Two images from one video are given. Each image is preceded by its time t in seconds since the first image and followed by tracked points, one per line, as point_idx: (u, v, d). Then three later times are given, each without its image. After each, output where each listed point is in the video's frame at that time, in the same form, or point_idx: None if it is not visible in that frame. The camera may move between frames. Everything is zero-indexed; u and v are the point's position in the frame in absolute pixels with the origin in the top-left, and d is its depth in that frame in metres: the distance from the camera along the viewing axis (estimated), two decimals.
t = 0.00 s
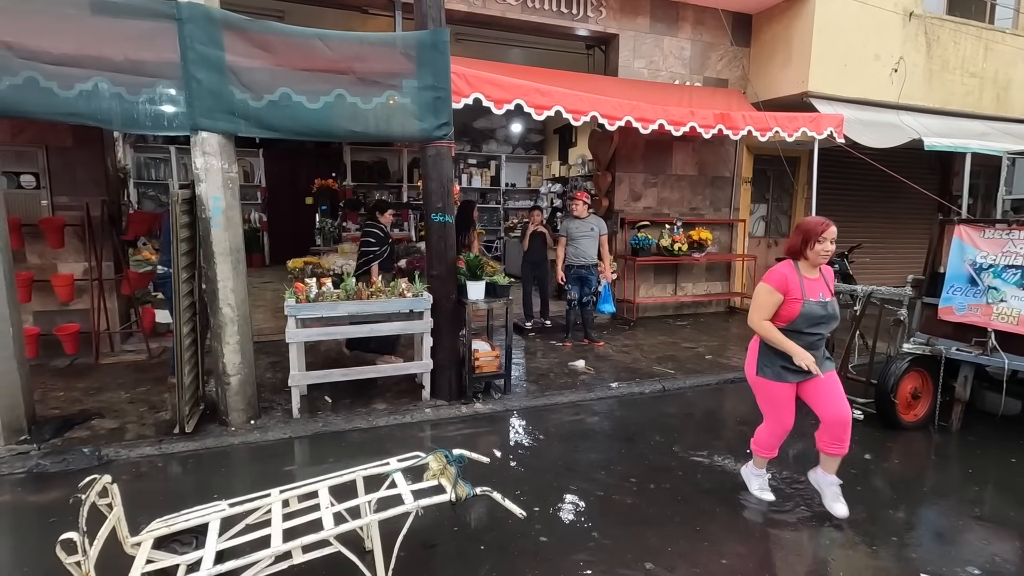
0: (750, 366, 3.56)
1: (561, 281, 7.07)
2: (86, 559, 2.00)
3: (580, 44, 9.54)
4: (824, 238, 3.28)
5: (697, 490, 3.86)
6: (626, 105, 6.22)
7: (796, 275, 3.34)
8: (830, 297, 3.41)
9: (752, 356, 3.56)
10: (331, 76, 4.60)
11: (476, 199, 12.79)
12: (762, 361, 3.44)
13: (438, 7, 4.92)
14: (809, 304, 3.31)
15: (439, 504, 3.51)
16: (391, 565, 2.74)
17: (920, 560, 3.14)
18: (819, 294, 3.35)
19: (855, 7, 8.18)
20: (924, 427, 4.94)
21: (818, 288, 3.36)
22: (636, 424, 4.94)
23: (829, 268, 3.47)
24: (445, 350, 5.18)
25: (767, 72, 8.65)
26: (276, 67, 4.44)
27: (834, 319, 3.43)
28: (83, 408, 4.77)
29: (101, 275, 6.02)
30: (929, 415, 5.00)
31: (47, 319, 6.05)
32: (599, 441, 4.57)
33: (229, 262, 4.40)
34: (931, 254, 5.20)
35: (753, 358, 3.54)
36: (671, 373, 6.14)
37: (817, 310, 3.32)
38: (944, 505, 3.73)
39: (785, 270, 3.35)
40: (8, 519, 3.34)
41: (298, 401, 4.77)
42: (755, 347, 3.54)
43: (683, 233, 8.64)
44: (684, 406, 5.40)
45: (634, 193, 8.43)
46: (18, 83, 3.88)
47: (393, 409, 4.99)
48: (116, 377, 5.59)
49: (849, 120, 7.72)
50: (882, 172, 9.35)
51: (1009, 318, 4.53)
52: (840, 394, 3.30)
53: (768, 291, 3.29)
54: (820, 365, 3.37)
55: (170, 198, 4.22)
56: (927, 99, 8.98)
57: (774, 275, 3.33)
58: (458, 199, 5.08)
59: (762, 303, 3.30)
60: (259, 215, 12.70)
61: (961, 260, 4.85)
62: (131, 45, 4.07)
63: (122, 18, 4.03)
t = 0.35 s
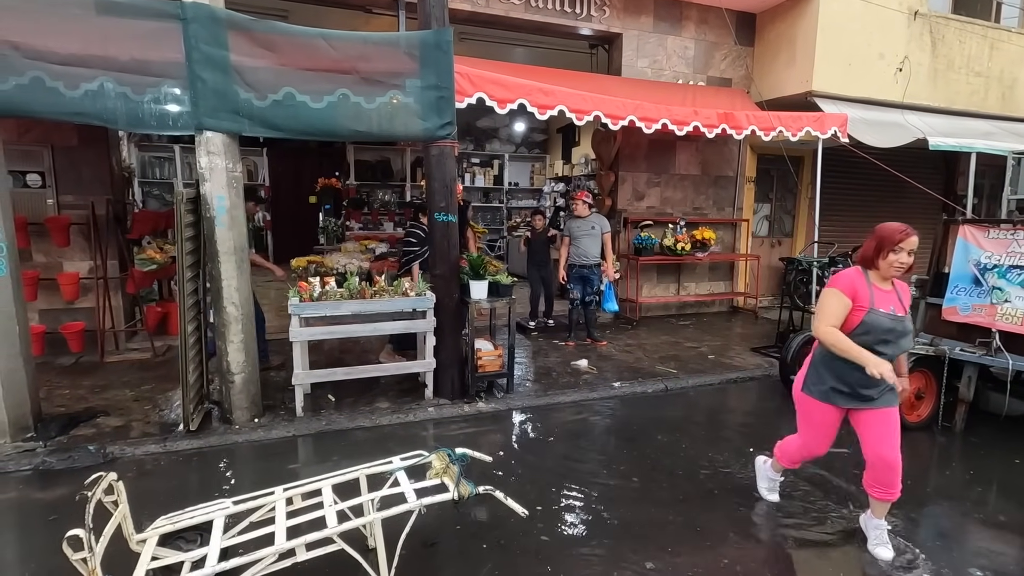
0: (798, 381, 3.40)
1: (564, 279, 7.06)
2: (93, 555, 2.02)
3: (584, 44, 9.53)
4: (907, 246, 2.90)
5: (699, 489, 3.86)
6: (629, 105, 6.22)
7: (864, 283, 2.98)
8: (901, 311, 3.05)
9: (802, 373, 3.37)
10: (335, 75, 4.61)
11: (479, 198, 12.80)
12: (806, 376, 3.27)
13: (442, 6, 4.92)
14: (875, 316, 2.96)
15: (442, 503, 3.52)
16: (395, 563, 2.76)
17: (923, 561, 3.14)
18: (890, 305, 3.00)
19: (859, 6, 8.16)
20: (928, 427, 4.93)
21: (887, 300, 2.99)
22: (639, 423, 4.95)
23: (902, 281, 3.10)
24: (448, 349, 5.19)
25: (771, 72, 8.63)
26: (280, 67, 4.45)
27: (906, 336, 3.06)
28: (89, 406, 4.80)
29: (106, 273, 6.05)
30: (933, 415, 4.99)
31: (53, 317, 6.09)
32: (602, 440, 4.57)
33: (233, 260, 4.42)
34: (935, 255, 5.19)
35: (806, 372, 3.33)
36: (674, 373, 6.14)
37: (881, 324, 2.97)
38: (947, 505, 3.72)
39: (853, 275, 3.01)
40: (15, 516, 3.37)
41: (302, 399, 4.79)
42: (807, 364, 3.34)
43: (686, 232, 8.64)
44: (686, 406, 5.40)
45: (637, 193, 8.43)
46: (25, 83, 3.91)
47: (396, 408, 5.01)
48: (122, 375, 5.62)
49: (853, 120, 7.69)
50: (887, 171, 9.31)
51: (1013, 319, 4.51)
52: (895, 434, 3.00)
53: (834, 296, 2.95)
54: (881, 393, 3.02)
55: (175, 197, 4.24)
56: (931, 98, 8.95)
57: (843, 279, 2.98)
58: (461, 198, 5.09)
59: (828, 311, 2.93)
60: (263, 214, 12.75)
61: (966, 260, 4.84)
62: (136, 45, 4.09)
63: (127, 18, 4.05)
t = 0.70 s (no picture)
0: (855, 403, 2.82)
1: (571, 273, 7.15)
2: (98, 552, 2.02)
3: (588, 42, 9.51)
4: (977, 253, 2.44)
5: (703, 489, 3.85)
6: (633, 103, 6.20)
7: (921, 289, 2.58)
8: (973, 322, 2.58)
9: (856, 393, 2.82)
10: (339, 74, 4.61)
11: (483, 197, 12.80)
12: (876, 393, 2.70)
13: (446, 5, 4.92)
14: (935, 328, 2.53)
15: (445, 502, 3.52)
16: (398, 561, 2.76)
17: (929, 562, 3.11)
18: (955, 315, 2.55)
19: (865, 4, 8.11)
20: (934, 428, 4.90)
21: (953, 309, 2.55)
22: (642, 422, 4.94)
23: (982, 287, 2.62)
24: (451, 348, 5.19)
25: (776, 70, 8.59)
26: (284, 65, 4.45)
27: (977, 350, 2.59)
28: (94, 403, 4.82)
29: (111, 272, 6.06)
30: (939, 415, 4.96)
31: (58, 316, 6.11)
32: (605, 440, 4.56)
33: (237, 259, 4.42)
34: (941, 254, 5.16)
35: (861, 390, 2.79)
36: (677, 372, 6.12)
37: (947, 338, 2.52)
38: (953, 507, 3.70)
39: (908, 281, 2.61)
40: (21, 513, 3.39)
41: (305, 397, 4.80)
42: (861, 382, 2.80)
43: (690, 231, 8.61)
44: (690, 405, 5.38)
45: (641, 192, 8.41)
46: (30, 82, 3.92)
47: (399, 407, 5.00)
48: (126, 373, 5.64)
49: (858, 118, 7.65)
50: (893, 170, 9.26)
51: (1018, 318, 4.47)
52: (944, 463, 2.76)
53: (871, 302, 2.63)
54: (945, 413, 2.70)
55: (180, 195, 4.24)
56: (938, 97, 8.90)
57: (891, 285, 2.62)
58: (465, 197, 5.09)
59: (857, 317, 2.66)
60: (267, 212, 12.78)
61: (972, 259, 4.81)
62: (140, 44, 4.10)
63: (132, 16, 4.06)
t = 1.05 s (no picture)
0: (926, 448, 2.33)
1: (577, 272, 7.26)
2: (102, 549, 2.03)
3: (591, 40, 9.49)
4: None
5: (707, 489, 3.83)
6: (637, 101, 6.18)
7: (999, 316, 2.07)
8: None
9: (928, 436, 2.32)
10: (343, 72, 4.60)
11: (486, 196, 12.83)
12: (955, 445, 2.20)
13: (449, 3, 4.91)
14: None
15: (448, 499, 3.53)
16: (402, 560, 2.75)
17: (935, 562, 3.10)
18: None
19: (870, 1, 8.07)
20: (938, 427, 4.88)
21: None
22: (645, 421, 4.93)
23: None
24: (454, 346, 5.19)
25: (781, 68, 8.56)
26: (288, 63, 4.45)
27: None
28: (99, 401, 4.84)
29: (115, 270, 6.08)
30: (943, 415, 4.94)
31: (63, 314, 6.14)
32: (609, 439, 4.56)
33: (241, 257, 4.43)
34: (946, 253, 5.14)
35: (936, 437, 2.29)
36: (681, 371, 6.11)
37: None
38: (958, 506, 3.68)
39: (975, 307, 2.10)
40: (26, 510, 3.40)
41: (308, 395, 4.81)
42: (934, 426, 2.29)
43: (693, 230, 8.59)
44: (693, 404, 5.37)
45: (644, 190, 8.39)
46: (35, 80, 3.93)
47: (402, 405, 5.01)
48: (131, 370, 5.66)
49: (863, 116, 7.61)
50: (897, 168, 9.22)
51: None
52: None
53: (941, 345, 2.10)
54: None
55: (183, 193, 4.25)
56: (943, 95, 8.85)
57: (955, 315, 2.09)
58: (468, 195, 5.08)
59: (924, 366, 2.12)
60: (271, 211, 12.83)
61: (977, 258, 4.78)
62: (145, 43, 4.11)
63: (136, 15, 4.06)
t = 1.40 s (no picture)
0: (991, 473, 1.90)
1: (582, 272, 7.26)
2: (106, 547, 2.03)
3: (595, 39, 9.46)
4: None
5: (711, 489, 3.82)
6: (641, 100, 6.16)
7: None
8: None
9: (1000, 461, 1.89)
10: (346, 70, 4.60)
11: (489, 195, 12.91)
12: (1012, 475, 1.78)
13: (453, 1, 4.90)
14: None
15: (452, 498, 3.53)
16: (405, 558, 2.75)
17: (940, 563, 3.09)
18: None
19: None
20: (943, 427, 4.86)
21: None
22: (649, 420, 4.92)
23: None
24: (457, 345, 5.18)
25: (785, 66, 8.52)
26: (291, 61, 4.45)
27: None
28: (103, 398, 4.85)
29: (119, 268, 6.10)
30: (949, 415, 4.92)
31: (68, 312, 6.16)
32: (612, 438, 4.55)
33: (244, 256, 4.43)
34: (952, 253, 5.11)
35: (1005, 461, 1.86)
36: (684, 370, 6.09)
37: None
38: (963, 507, 3.67)
39: None
40: (31, 507, 3.41)
41: (312, 394, 4.81)
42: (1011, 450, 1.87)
43: (697, 229, 8.56)
44: (697, 403, 5.36)
45: (648, 189, 8.37)
46: (40, 78, 3.94)
47: (405, 404, 5.01)
48: (134, 368, 5.67)
49: (869, 115, 7.57)
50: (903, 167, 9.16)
51: None
52: None
53: None
54: None
55: (187, 192, 4.25)
56: (949, 94, 8.80)
57: None
58: (471, 194, 5.07)
59: None
60: (274, 210, 12.86)
61: (983, 258, 4.77)
62: (149, 41, 4.11)
63: (139, 13, 4.06)
